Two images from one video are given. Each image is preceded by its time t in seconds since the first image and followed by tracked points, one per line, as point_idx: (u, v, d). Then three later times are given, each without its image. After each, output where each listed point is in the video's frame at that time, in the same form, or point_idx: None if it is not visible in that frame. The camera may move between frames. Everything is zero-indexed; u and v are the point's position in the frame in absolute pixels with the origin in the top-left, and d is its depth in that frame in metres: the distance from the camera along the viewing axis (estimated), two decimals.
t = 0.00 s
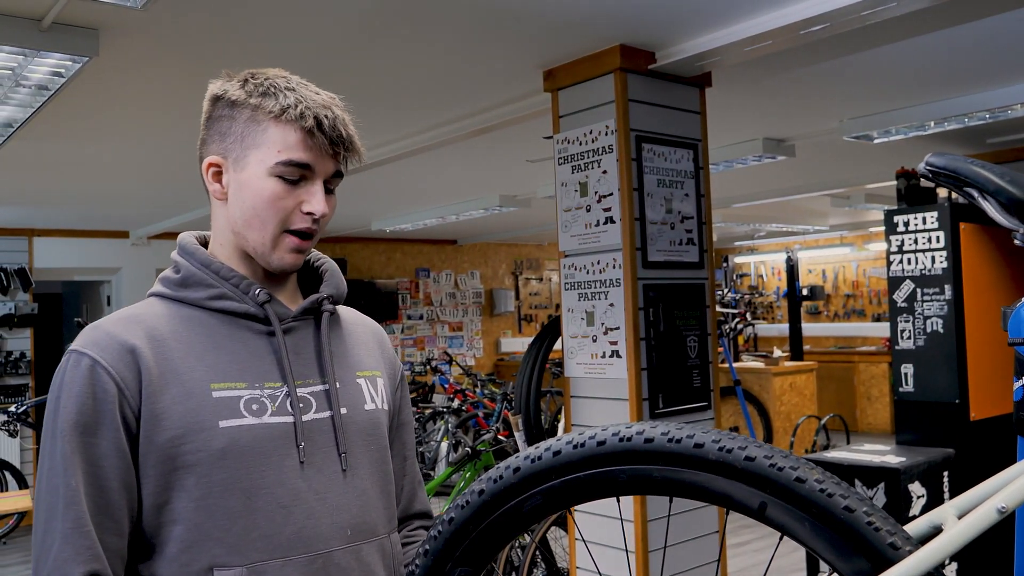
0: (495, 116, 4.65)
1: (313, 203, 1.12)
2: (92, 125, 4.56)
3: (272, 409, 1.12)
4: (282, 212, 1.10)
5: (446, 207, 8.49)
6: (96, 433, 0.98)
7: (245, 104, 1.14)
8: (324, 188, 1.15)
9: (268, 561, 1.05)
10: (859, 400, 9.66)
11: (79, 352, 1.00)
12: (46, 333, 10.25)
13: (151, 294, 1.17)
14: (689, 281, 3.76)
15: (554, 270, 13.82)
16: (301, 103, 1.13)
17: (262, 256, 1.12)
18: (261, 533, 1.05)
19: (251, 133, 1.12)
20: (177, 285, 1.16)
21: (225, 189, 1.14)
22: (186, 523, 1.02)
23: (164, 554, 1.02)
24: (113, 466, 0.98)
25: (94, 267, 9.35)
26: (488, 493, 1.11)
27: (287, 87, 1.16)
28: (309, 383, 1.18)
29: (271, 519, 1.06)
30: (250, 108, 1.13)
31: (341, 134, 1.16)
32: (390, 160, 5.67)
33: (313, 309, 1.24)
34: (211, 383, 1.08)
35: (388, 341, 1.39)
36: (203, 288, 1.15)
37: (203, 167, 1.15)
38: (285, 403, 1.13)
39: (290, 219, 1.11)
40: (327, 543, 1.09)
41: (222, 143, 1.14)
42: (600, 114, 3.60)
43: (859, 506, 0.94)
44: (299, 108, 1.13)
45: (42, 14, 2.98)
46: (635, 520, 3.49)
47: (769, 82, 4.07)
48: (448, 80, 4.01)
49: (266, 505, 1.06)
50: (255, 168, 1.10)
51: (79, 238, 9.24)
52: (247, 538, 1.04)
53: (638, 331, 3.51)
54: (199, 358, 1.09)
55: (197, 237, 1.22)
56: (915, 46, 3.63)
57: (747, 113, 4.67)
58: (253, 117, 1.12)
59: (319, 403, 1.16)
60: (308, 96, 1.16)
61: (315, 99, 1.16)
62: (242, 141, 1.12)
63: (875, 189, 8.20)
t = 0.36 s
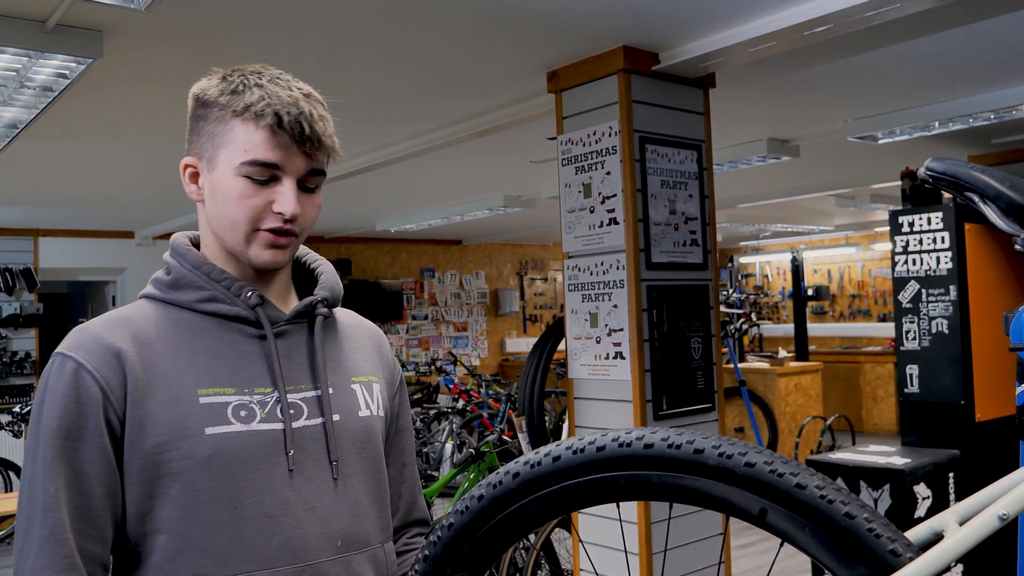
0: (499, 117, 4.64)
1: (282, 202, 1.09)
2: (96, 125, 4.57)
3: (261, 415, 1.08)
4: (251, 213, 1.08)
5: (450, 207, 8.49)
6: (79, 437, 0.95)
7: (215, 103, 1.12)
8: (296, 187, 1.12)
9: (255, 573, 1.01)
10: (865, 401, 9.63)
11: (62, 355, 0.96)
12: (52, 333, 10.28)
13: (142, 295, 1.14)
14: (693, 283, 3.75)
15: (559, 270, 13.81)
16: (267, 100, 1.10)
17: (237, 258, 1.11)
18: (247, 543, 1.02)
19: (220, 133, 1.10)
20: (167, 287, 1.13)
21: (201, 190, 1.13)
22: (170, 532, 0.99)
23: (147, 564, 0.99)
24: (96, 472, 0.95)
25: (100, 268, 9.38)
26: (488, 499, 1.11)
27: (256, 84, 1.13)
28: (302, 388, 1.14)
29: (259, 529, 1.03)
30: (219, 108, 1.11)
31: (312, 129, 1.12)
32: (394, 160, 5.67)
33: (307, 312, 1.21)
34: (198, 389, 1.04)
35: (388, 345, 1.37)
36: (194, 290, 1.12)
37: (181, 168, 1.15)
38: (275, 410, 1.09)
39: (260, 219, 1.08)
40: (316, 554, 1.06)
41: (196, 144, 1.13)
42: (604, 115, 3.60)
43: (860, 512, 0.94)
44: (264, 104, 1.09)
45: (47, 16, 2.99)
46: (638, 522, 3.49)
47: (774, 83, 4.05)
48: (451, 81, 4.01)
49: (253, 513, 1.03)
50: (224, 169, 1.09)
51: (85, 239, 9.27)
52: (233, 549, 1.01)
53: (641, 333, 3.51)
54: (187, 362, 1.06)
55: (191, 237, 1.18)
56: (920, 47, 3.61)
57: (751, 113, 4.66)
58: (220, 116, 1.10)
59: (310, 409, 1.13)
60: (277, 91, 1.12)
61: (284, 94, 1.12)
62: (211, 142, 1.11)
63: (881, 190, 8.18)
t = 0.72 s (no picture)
0: (500, 125, 4.65)
1: (232, 191, 1.05)
2: (98, 136, 4.60)
3: (249, 428, 1.06)
4: (205, 208, 1.05)
5: (452, 215, 8.51)
6: (67, 447, 0.95)
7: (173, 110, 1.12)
8: (249, 174, 1.07)
9: None
10: (869, 408, 9.61)
11: (49, 365, 0.96)
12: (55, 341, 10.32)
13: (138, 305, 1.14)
14: (694, 290, 3.75)
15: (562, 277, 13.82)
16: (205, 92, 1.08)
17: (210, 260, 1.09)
18: (232, 558, 1.00)
19: (175, 136, 1.09)
20: (161, 296, 1.12)
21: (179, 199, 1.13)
22: (154, 544, 0.97)
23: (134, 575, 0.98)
24: (84, 481, 0.95)
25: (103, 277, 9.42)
26: (484, 508, 1.11)
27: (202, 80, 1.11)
28: (292, 400, 1.12)
29: (243, 544, 1.00)
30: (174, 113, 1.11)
31: (254, 111, 1.08)
32: (396, 169, 5.68)
33: (300, 322, 1.17)
34: (185, 401, 1.02)
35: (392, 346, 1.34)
36: (186, 300, 1.10)
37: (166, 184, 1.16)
38: (263, 422, 1.07)
39: (214, 212, 1.05)
40: (303, 569, 1.04)
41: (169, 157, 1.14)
42: (604, 124, 3.61)
43: (856, 522, 0.93)
44: (202, 96, 1.07)
45: (48, 27, 3.02)
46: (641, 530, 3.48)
47: (775, 90, 4.06)
48: (451, 90, 4.02)
49: (237, 528, 1.01)
50: (181, 172, 1.08)
51: (89, 248, 9.32)
52: (217, 564, 0.99)
53: (643, 341, 3.51)
54: (174, 373, 1.04)
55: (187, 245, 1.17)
56: (920, 54, 3.62)
57: (752, 121, 4.66)
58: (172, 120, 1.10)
59: (302, 421, 1.10)
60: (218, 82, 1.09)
61: (225, 83, 1.09)
62: (172, 148, 1.10)
63: (883, 196, 8.18)
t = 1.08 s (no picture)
0: (500, 123, 4.66)
1: (227, 188, 1.06)
2: (99, 135, 4.61)
3: (245, 426, 1.07)
4: (202, 206, 1.06)
5: (453, 213, 8.52)
6: (64, 445, 0.95)
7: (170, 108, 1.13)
8: (244, 170, 1.08)
9: None
10: (871, 405, 9.61)
11: (46, 363, 0.97)
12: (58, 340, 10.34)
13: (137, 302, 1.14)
14: (694, 287, 3.76)
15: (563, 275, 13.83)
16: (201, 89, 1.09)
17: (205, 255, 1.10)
18: (229, 556, 1.00)
19: (171, 134, 1.11)
20: (159, 294, 1.13)
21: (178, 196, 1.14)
22: (151, 542, 0.98)
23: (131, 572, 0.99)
24: (81, 480, 0.96)
25: (105, 276, 9.45)
26: (481, 502, 1.12)
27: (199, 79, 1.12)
28: (288, 398, 1.12)
29: (240, 542, 1.01)
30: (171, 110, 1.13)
31: (248, 107, 1.09)
32: (396, 167, 5.69)
33: (298, 319, 1.18)
34: (181, 399, 1.03)
35: (390, 343, 1.35)
36: (183, 297, 1.11)
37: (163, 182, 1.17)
38: (260, 420, 1.08)
39: (210, 210, 1.06)
40: (299, 566, 1.04)
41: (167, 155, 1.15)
42: (603, 121, 3.62)
43: (848, 514, 0.94)
44: (198, 93, 1.08)
45: (48, 26, 3.03)
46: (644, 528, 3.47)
47: (774, 87, 4.07)
48: (450, 88, 4.03)
49: (234, 526, 1.02)
50: (177, 169, 1.09)
51: (90, 247, 9.34)
52: (214, 562, 1.00)
53: (642, 338, 3.51)
54: (171, 371, 1.05)
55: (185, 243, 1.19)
56: (920, 50, 3.62)
57: (752, 118, 4.67)
58: (169, 118, 1.11)
59: (298, 420, 1.11)
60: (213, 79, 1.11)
61: (220, 80, 1.10)
62: (169, 146, 1.12)
63: (884, 193, 8.18)
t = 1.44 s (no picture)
0: (500, 124, 4.70)
1: (228, 187, 1.09)
2: (102, 136, 4.65)
3: (247, 421, 1.10)
4: (202, 203, 1.09)
5: (455, 213, 8.55)
6: (64, 443, 0.97)
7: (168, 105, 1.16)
8: (244, 170, 1.12)
9: None
10: (872, 403, 9.63)
11: (44, 361, 0.98)
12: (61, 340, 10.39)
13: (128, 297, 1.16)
14: (693, 285, 3.79)
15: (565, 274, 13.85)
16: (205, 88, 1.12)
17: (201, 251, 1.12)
18: (233, 549, 1.04)
19: (170, 131, 1.13)
20: (153, 290, 1.14)
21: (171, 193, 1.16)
22: (154, 537, 1.00)
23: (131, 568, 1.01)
24: (82, 478, 0.98)
25: (108, 276, 9.49)
26: (478, 496, 1.15)
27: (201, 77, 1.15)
28: (288, 392, 1.16)
29: (244, 535, 1.05)
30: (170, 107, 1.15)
31: (251, 108, 1.12)
32: (397, 167, 5.73)
33: (294, 312, 1.23)
34: (183, 394, 1.06)
35: (378, 342, 1.39)
36: (179, 293, 1.14)
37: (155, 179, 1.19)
38: (261, 415, 1.11)
39: (210, 208, 1.09)
40: (302, 558, 1.08)
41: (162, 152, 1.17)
42: (602, 121, 3.65)
43: (832, 505, 0.98)
44: (202, 93, 1.11)
45: (51, 29, 3.07)
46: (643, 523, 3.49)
47: (772, 87, 4.10)
48: (450, 89, 4.06)
49: (238, 519, 1.05)
50: (176, 165, 1.11)
51: (93, 248, 9.39)
52: (218, 555, 1.03)
53: (641, 336, 3.54)
54: (172, 367, 1.08)
55: (177, 239, 1.21)
56: (916, 50, 3.65)
57: (750, 118, 4.69)
58: (169, 114, 1.14)
59: (298, 414, 1.15)
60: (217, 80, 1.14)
61: (223, 80, 1.14)
62: (167, 143, 1.14)
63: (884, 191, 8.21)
